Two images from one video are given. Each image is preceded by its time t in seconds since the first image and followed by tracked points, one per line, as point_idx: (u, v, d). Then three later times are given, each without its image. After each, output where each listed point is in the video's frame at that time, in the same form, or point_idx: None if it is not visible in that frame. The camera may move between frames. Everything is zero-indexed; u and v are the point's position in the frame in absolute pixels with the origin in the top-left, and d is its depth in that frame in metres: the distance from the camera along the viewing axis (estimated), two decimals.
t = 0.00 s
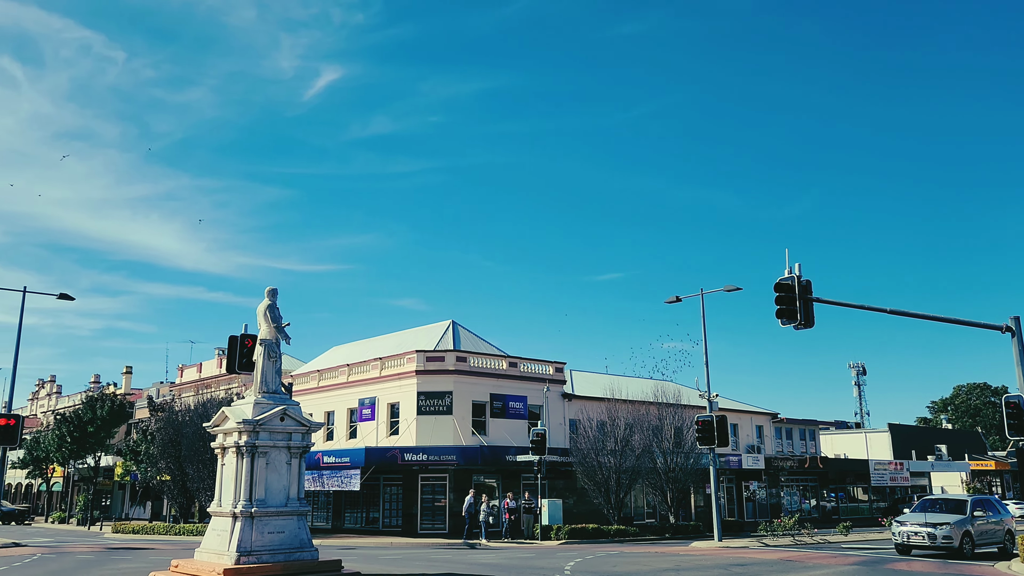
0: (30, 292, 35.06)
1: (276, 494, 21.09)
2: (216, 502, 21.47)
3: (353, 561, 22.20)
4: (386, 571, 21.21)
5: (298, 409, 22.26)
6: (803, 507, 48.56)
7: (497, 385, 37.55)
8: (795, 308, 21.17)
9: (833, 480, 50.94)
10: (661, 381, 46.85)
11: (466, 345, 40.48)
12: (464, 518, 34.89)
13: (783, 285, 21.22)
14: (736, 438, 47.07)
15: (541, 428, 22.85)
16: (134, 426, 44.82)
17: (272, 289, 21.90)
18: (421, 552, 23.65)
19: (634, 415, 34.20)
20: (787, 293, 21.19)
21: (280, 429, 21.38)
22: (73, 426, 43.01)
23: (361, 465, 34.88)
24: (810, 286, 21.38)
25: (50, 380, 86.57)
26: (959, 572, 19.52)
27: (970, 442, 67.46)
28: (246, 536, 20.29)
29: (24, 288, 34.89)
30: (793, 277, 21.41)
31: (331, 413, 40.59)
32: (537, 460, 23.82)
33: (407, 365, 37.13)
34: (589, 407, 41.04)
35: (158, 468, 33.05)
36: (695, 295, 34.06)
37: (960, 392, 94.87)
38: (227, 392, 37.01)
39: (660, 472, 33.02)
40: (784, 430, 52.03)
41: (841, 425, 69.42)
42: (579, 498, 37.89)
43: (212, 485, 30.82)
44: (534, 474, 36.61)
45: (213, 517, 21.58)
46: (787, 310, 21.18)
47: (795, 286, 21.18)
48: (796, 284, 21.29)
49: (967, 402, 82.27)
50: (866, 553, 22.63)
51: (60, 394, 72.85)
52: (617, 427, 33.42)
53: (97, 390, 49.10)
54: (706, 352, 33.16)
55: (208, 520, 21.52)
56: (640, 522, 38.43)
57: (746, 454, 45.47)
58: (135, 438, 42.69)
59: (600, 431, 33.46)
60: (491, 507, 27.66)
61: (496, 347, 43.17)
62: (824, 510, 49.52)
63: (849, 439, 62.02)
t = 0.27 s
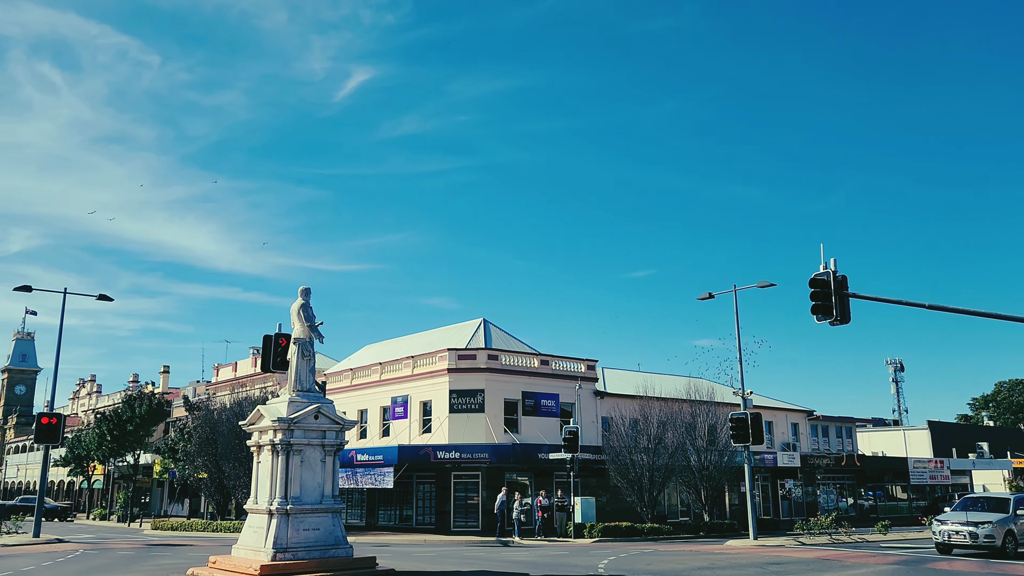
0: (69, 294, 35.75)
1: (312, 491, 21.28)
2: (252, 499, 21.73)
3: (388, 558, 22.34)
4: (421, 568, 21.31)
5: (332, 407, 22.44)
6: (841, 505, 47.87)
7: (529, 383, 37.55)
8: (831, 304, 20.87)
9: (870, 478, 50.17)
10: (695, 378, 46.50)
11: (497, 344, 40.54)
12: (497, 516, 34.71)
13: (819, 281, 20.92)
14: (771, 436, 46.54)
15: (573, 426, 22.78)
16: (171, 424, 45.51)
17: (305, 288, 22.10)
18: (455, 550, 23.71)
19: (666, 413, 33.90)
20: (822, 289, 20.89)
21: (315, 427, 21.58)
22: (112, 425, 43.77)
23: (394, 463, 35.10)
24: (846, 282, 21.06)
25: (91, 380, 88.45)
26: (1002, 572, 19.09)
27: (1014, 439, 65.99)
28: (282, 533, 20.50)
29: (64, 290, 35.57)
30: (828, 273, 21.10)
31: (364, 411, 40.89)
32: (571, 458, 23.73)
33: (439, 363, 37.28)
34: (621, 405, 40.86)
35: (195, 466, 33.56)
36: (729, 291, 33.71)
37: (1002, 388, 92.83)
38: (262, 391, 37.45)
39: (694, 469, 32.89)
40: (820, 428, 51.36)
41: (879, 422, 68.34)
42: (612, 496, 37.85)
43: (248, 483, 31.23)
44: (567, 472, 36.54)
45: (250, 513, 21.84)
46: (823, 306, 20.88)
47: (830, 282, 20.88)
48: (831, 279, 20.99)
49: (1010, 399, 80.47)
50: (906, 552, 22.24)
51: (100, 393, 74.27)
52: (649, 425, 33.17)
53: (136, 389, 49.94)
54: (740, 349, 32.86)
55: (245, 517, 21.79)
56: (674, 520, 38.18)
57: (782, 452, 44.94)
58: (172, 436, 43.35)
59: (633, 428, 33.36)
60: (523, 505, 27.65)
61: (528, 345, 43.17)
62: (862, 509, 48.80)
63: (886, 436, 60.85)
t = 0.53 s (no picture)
0: (107, 294, 36.43)
1: (345, 488, 21.43)
2: (287, 496, 21.93)
3: (421, 555, 22.45)
4: (455, 565, 21.39)
5: (365, 405, 22.61)
6: (878, 504, 47.13)
7: (561, 380, 37.51)
8: (866, 299, 20.56)
9: (909, 476, 49.37)
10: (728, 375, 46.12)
11: (528, 341, 40.56)
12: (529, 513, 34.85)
13: (854, 275, 20.62)
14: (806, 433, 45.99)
15: (604, 424, 22.69)
16: (207, 422, 46.18)
17: (336, 287, 22.28)
18: (488, 547, 23.77)
19: (700, 411, 33.91)
20: (858, 284, 20.58)
21: (348, 424, 21.76)
22: (150, 423, 44.54)
23: (427, 461, 35.27)
24: (882, 276, 20.72)
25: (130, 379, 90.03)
26: None
27: None
28: (316, 529, 20.69)
29: (102, 290, 36.25)
30: (864, 267, 20.78)
31: (396, 409, 41.12)
32: (603, 455, 23.63)
33: (470, 361, 37.39)
34: (653, 402, 40.66)
35: (231, 463, 34.01)
36: (762, 287, 33.38)
37: None
38: (296, 389, 37.86)
39: (727, 467, 32.36)
40: (856, 425, 50.65)
41: (917, 419, 67.25)
42: (645, 494, 37.62)
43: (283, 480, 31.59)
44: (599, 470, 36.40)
45: (285, 510, 22.06)
46: (858, 301, 20.64)
47: (866, 276, 20.56)
48: (867, 274, 20.66)
49: None
50: (946, 551, 21.84)
51: (138, 392, 75.64)
52: (682, 422, 33.17)
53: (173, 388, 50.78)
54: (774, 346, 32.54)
55: (279, 514, 22.03)
56: (707, 518, 37.91)
57: (817, 450, 44.36)
58: (208, 434, 43.98)
59: (666, 426, 33.25)
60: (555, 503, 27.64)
61: (558, 342, 43.13)
62: (900, 507, 48.06)
63: (925, 432, 59.65)
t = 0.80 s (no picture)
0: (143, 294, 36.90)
1: (378, 484, 21.58)
2: (321, 492, 22.14)
3: (454, 551, 22.55)
4: (489, 561, 21.47)
5: (397, 401, 22.73)
6: (917, 501, 46.52)
7: (592, 377, 37.43)
8: (903, 293, 20.22)
9: (948, 473, 48.59)
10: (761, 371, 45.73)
11: (559, 337, 40.53)
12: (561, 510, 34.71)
13: (891, 269, 20.29)
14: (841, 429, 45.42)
15: (637, 420, 22.62)
16: (242, 419, 46.81)
17: (368, 285, 22.35)
18: (521, 543, 23.82)
19: (732, 405, 33.51)
20: (894, 278, 20.24)
21: (380, 421, 21.89)
22: (187, 420, 45.26)
23: (458, 457, 35.43)
24: (919, 270, 20.36)
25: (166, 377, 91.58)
26: None
27: None
28: (350, 525, 20.86)
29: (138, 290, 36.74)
30: (900, 261, 20.43)
31: (428, 406, 41.32)
32: (635, 451, 23.55)
33: (501, 358, 37.45)
34: (685, 398, 40.44)
35: (266, 460, 34.43)
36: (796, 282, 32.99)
37: None
38: (329, 386, 38.21)
39: (762, 464, 32.31)
40: (894, 421, 49.91)
41: (957, 415, 66.10)
42: (678, 490, 37.44)
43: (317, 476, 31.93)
44: (631, 466, 36.31)
45: (319, 506, 22.27)
46: (895, 295, 20.27)
47: (903, 270, 20.22)
48: (904, 268, 20.32)
49: None
50: (988, 549, 21.44)
51: (175, 389, 76.94)
52: (715, 417, 32.85)
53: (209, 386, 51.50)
54: (808, 341, 32.16)
55: (314, 509, 22.26)
56: (741, 515, 37.61)
57: (853, 446, 43.82)
58: (243, 431, 44.58)
59: (698, 422, 32.98)
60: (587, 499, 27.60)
61: (589, 338, 43.04)
62: (940, 504, 47.35)
63: (965, 428, 58.70)
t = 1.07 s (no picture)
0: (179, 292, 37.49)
1: (410, 480, 21.71)
2: (353, 488, 22.31)
3: (487, 547, 22.61)
4: (522, 556, 21.50)
5: (428, 397, 22.85)
6: (956, 497, 45.76)
7: (623, 372, 37.31)
8: (941, 286, 19.85)
9: (988, 469, 47.83)
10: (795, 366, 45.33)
11: (590, 333, 40.45)
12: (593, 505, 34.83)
13: (928, 262, 19.92)
14: (877, 424, 44.77)
15: (668, 415, 22.52)
16: (276, 415, 47.34)
17: (399, 281, 22.48)
18: (554, 539, 23.82)
19: (765, 401, 33.13)
20: (932, 271, 19.87)
21: (412, 417, 22.02)
22: (222, 417, 45.89)
23: (490, 453, 35.49)
24: (957, 262, 19.96)
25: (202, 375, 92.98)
26: None
27: None
28: (383, 521, 20.98)
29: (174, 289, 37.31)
30: (938, 254, 20.06)
31: (459, 402, 41.48)
32: (667, 447, 23.43)
33: (531, 354, 37.48)
34: (718, 393, 40.14)
35: (299, 456, 34.80)
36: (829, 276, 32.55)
37: None
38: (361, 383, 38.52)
39: (796, 460, 32.16)
40: (932, 416, 49.07)
41: (997, 410, 64.87)
42: (711, 486, 37.21)
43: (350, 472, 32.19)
44: (664, 462, 36.17)
45: (352, 502, 22.43)
46: (932, 288, 19.91)
47: (940, 262, 19.85)
48: (941, 261, 19.93)
49: None
50: None
51: (210, 386, 78.14)
52: (748, 413, 32.52)
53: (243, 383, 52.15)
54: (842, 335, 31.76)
55: (347, 505, 22.44)
56: (776, 511, 37.26)
57: (890, 441, 43.15)
58: (277, 427, 45.09)
59: (731, 418, 32.71)
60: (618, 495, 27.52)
61: (620, 334, 42.90)
62: (980, 502, 46.57)
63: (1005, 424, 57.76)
